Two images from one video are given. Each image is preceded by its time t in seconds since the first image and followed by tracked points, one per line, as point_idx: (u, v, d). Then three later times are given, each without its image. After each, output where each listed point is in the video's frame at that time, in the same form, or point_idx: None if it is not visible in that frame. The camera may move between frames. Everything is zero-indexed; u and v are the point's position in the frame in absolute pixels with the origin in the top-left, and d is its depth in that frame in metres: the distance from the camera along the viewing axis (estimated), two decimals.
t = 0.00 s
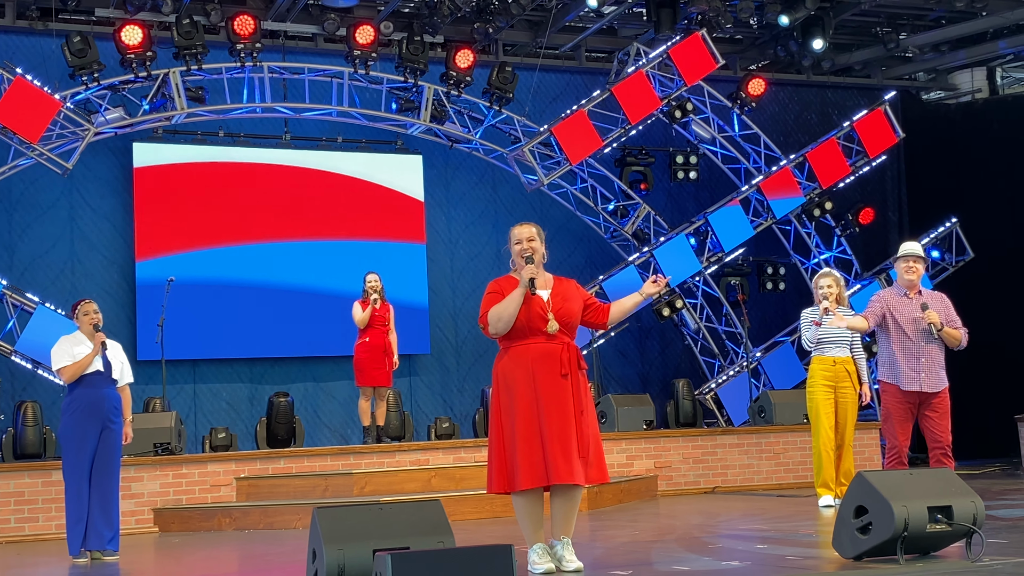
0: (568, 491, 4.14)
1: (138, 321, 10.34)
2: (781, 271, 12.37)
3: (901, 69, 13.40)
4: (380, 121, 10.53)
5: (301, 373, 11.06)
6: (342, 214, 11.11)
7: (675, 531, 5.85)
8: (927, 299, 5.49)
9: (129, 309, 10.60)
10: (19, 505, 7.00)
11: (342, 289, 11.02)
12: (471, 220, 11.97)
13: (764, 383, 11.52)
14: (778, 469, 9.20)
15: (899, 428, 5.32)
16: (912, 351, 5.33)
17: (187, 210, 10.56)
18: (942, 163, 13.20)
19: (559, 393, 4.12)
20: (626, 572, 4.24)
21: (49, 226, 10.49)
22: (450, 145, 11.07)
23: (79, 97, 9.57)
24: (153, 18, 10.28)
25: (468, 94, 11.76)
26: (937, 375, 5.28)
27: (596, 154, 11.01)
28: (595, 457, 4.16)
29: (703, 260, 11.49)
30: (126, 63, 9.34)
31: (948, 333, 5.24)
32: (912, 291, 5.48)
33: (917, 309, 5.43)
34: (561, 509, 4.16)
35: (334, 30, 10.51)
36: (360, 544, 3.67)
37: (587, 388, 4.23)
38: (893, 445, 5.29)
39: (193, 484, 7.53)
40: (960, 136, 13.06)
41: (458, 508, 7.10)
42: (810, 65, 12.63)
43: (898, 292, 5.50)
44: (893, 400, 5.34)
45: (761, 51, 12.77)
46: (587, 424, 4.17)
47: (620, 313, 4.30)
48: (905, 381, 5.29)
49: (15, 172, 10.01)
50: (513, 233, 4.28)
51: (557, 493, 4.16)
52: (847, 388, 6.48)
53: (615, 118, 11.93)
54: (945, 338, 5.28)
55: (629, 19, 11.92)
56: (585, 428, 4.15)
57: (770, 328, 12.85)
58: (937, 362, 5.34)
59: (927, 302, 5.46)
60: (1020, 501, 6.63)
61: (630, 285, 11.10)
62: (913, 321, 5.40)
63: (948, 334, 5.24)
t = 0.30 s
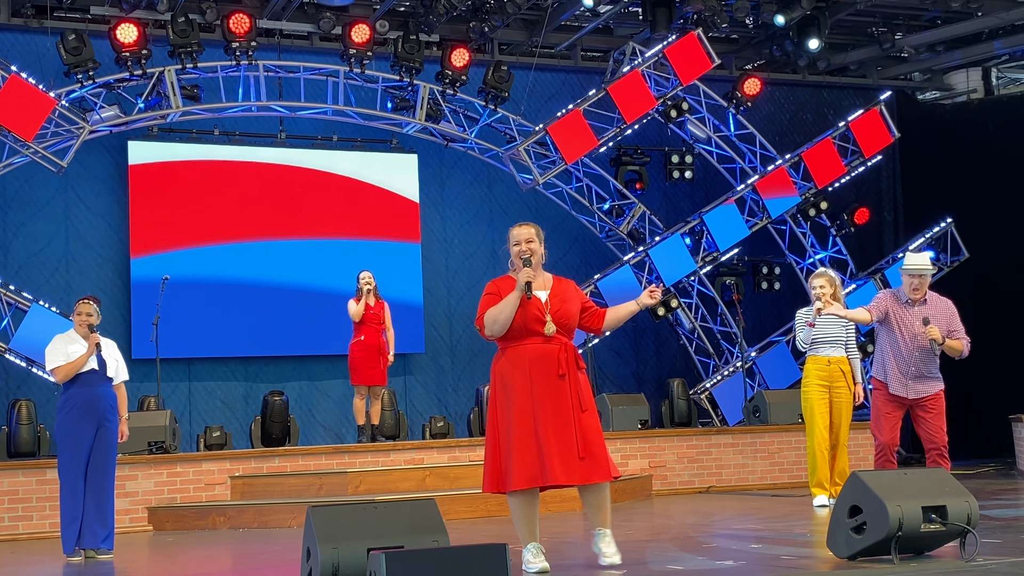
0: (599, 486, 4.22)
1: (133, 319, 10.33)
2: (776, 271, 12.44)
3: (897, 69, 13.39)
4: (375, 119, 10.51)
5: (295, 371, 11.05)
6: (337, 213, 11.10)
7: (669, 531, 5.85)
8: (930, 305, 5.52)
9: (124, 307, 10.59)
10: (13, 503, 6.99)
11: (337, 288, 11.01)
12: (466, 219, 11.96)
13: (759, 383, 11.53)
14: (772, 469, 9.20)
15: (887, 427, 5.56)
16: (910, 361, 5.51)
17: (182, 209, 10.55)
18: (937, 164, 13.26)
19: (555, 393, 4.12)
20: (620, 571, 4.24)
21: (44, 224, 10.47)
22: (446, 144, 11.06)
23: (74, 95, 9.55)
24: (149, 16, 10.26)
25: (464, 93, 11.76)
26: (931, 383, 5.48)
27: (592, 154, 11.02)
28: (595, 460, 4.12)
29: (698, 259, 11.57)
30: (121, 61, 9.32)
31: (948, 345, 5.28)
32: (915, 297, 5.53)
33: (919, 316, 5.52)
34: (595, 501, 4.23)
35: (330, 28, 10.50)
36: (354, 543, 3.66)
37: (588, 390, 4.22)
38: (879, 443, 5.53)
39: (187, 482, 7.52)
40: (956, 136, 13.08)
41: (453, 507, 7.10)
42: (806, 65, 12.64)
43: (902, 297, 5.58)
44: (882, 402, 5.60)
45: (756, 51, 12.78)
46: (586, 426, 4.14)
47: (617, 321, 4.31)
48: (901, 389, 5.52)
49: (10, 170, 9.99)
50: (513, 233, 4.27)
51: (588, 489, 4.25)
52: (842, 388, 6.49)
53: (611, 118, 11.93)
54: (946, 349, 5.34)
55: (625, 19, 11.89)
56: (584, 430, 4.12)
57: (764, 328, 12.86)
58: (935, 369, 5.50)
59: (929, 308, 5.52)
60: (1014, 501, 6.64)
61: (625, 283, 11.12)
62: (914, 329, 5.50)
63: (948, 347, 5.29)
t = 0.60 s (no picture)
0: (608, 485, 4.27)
1: (126, 316, 10.31)
2: (769, 268, 12.41)
3: (890, 66, 13.40)
4: (369, 116, 10.48)
5: (289, 368, 11.03)
6: (330, 210, 11.09)
7: (662, 528, 5.85)
8: (900, 302, 5.32)
9: (117, 304, 10.57)
10: (5, 500, 6.97)
11: (331, 285, 11.01)
12: (460, 216, 11.95)
13: (752, 380, 11.55)
14: (765, 465, 9.22)
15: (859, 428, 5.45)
16: (882, 362, 5.33)
17: (175, 206, 10.53)
18: (929, 160, 13.27)
19: (568, 389, 4.15)
20: (614, 570, 4.23)
21: (36, 220, 10.44)
22: (440, 141, 11.04)
23: (67, 91, 9.52)
24: (142, 12, 10.24)
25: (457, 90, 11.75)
26: (908, 382, 5.29)
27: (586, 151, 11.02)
28: (603, 464, 4.12)
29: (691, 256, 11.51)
30: (114, 57, 9.29)
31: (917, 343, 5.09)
32: (884, 296, 5.34)
33: (888, 315, 5.32)
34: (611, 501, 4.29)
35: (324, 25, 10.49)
36: (347, 540, 3.66)
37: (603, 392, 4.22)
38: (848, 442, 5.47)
39: (181, 479, 7.52)
40: (950, 132, 13.09)
41: (446, 505, 7.11)
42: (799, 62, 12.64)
43: (871, 297, 5.39)
44: (860, 403, 5.47)
45: (750, 48, 12.79)
46: (596, 427, 4.15)
47: (632, 320, 4.30)
48: (877, 392, 5.35)
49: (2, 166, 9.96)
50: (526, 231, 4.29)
51: (602, 489, 4.30)
52: (835, 385, 6.50)
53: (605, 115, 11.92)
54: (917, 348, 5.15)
55: (618, 15, 11.76)
56: (593, 432, 4.14)
57: (758, 325, 12.88)
58: (910, 366, 5.30)
59: (897, 305, 5.32)
60: (1007, 498, 6.66)
61: (619, 281, 11.07)
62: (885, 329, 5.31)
63: (917, 345, 5.10)
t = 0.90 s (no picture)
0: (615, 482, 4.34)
1: (113, 313, 10.27)
2: (758, 264, 12.42)
3: (877, 64, 13.39)
4: (357, 112, 10.43)
5: (278, 365, 11.00)
6: (318, 206, 11.07)
7: (651, 523, 5.86)
8: (833, 300, 5.22)
9: (104, 301, 10.52)
10: None
11: (319, 282, 10.99)
12: (448, 213, 11.93)
13: (740, 376, 11.58)
14: (753, 461, 9.25)
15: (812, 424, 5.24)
16: (820, 361, 5.20)
17: (162, 203, 10.49)
18: (917, 157, 13.33)
19: (591, 386, 4.28)
20: (604, 566, 4.24)
21: (22, 216, 10.39)
22: (428, 137, 11.00)
23: (53, 87, 9.47)
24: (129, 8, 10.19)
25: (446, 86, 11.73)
26: (846, 380, 5.13)
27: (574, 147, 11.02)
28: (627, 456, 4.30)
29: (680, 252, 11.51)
30: (101, 53, 9.24)
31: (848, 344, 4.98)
32: (818, 295, 5.26)
33: (820, 314, 5.22)
34: (611, 498, 4.35)
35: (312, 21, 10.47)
36: (336, 537, 3.65)
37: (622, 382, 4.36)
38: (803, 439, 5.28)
39: (168, 476, 7.51)
40: (938, 128, 13.16)
41: (436, 501, 7.12)
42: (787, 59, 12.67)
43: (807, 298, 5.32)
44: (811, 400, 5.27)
45: (738, 45, 12.83)
46: (620, 420, 4.31)
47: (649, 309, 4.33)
48: (819, 391, 5.21)
49: None
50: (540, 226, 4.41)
51: (605, 486, 4.36)
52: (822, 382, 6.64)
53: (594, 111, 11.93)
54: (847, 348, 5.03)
55: (607, 12, 11.93)
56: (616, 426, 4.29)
57: (745, 321, 12.92)
58: (847, 365, 5.15)
59: (833, 307, 5.20)
60: (994, 494, 6.70)
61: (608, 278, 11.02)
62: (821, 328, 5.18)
63: (844, 344, 4.99)
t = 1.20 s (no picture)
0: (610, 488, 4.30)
1: (110, 316, 10.26)
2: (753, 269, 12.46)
3: (875, 68, 13.33)
4: (354, 116, 10.45)
5: (274, 369, 10.99)
6: (314, 210, 11.07)
7: (647, 528, 5.84)
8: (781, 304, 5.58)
9: (100, 304, 10.51)
10: None
11: (316, 285, 10.98)
12: (444, 217, 11.93)
13: (737, 380, 11.57)
14: (750, 466, 9.24)
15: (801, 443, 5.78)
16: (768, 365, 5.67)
17: (159, 206, 10.49)
18: (914, 162, 13.34)
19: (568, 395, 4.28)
20: (599, 571, 4.22)
21: (19, 220, 10.38)
22: (425, 141, 11.01)
23: (49, 90, 9.46)
24: (126, 11, 10.21)
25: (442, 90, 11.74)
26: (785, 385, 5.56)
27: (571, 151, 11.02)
28: (610, 473, 4.22)
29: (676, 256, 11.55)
30: (98, 56, 9.24)
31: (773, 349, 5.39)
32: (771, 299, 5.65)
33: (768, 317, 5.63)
34: (606, 503, 4.32)
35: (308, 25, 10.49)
36: (332, 542, 3.65)
37: (619, 399, 4.31)
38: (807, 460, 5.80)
39: (164, 480, 7.50)
40: (934, 132, 13.19)
41: (431, 505, 7.10)
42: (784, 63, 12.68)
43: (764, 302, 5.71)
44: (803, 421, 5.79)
45: (734, 49, 12.84)
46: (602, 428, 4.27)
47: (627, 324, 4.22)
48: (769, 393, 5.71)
49: None
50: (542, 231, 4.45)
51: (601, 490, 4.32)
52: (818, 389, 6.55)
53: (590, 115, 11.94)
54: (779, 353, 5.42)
55: (602, 16, 11.94)
56: (603, 440, 4.25)
57: (741, 324, 12.93)
58: (795, 367, 5.53)
59: (775, 312, 5.59)
60: (989, 499, 6.69)
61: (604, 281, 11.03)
62: (764, 334, 5.62)
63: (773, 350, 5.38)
